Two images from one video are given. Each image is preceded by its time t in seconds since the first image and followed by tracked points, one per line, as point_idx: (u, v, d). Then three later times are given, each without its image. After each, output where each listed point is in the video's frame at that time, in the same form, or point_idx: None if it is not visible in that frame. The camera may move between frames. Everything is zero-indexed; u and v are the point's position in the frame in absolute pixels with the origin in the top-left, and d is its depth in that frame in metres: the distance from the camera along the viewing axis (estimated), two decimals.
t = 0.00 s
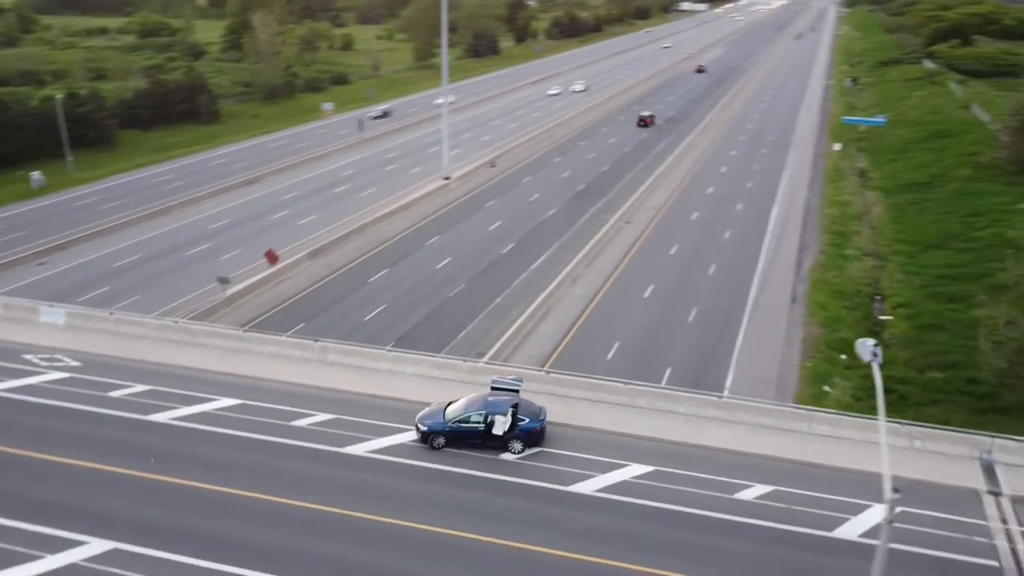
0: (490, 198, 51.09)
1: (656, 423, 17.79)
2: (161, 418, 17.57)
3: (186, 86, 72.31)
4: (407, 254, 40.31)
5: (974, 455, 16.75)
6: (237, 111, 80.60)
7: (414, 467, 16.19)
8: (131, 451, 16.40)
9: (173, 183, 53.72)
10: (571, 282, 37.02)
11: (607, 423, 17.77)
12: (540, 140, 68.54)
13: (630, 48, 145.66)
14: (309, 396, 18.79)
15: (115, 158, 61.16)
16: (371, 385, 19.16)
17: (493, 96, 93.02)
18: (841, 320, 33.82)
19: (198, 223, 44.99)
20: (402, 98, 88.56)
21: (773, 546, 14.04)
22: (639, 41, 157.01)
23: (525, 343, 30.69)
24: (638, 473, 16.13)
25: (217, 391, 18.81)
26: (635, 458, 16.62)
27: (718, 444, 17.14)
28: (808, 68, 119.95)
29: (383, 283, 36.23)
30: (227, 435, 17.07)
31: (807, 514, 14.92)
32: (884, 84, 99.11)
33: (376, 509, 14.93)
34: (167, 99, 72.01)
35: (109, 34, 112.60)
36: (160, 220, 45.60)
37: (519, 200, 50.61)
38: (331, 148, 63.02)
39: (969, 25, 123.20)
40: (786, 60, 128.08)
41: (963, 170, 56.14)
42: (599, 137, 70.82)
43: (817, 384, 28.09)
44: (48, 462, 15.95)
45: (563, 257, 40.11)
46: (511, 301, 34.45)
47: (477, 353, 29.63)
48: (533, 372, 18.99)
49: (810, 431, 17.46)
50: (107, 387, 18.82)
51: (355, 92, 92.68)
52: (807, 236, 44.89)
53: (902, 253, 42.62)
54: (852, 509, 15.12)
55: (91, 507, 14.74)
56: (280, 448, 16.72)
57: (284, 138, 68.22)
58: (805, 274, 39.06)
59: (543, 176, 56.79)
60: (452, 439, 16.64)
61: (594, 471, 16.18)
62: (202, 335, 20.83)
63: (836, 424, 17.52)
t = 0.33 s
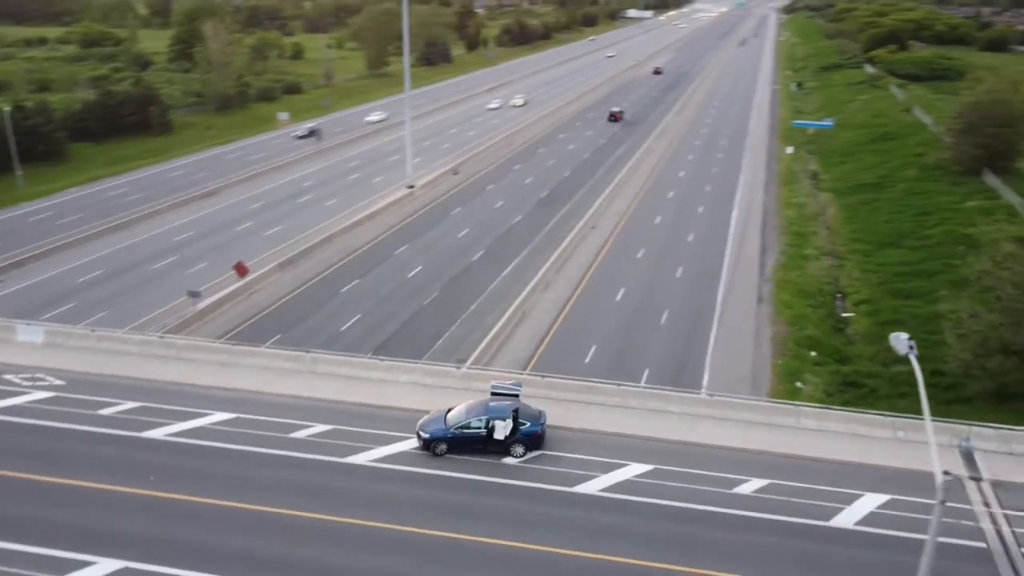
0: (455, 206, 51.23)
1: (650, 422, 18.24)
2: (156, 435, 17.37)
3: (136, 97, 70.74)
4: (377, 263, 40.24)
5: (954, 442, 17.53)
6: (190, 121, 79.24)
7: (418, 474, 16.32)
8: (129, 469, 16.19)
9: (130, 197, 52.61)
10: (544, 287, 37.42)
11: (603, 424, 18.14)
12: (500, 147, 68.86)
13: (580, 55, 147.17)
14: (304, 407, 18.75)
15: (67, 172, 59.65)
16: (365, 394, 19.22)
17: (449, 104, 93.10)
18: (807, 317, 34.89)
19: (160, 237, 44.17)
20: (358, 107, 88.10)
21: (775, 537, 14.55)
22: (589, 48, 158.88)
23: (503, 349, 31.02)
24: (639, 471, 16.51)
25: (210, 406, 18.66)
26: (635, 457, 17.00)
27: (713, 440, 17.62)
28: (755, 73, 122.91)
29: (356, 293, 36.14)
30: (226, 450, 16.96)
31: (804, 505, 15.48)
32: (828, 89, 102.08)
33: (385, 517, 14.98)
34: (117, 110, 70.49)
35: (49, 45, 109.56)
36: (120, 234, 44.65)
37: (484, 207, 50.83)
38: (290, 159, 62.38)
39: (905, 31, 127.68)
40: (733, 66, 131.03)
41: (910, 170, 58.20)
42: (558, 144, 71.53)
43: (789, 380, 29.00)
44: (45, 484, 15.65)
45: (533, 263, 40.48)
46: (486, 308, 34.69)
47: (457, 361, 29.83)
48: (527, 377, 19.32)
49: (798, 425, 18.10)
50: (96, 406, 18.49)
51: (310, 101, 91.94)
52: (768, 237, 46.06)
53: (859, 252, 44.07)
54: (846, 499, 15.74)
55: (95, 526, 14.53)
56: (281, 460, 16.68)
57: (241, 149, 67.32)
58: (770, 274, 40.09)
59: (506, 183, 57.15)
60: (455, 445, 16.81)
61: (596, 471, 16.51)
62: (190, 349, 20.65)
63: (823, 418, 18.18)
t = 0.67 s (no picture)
0: (425, 213, 51.24)
1: (645, 423, 18.67)
2: (152, 451, 17.16)
3: (91, 108, 69.23)
4: (351, 273, 40.09)
5: (936, 433, 18.26)
6: (146, 132, 77.83)
7: (421, 481, 16.41)
8: (128, 486, 15.95)
9: (90, 209, 51.51)
10: (520, 293, 37.69)
11: (599, 426, 18.50)
12: (464, 154, 69.05)
13: (537, 62, 148.22)
14: (300, 418, 18.72)
15: (21, 185, 58.10)
16: (360, 404, 19.27)
17: (410, 112, 93.00)
18: (777, 317, 35.79)
19: (126, 250, 43.36)
20: (318, 115, 87.45)
21: (776, 531, 14.97)
22: (545, 55, 160.12)
23: (484, 354, 31.22)
24: (638, 472, 16.83)
25: (204, 420, 18.49)
26: (633, 459, 17.33)
27: (707, 439, 18.08)
28: (709, 78, 125.21)
29: (332, 303, 35.96)
30: (225, 463, 16.82)
31: (801, 499, 15.96)
32: (781, 94, 104.52)
33: (392, 525, 15.01)
34: (72, 121, 68.94)
35: None
36: (83, 248, 43.69)
37: (453, 215, 50.95)
38: (253, 169, 61.71)
39: (851, 36, 131.37)
40: (688, 71, 133.26)
41: (866, 172, 59.92)
42: (522, 150, 72.00)
43: (765, 379, 29.76)
44: (41, 504, 15.34)
45: (507, 269, 40.74)
46: (464, 315, 34.81)
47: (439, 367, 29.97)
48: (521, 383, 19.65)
49: (787, 422, 18.73)
50: (86, 424, 18.18)
51: (268, 110, 91.01)
52: (734, 239, 47.02)
53: (822, 253, 45.28)
54: (840, 492, 16.27)
55: (97, 544, 14.28)
56: (282, 472, 16.58)
57: (202, 160, 66.38)
58: (738, 276, 40.94)
59: (473, 190, 57.38)
60: (456, 451, 16.93)
61: (597, 473, 16.79)
62: (178, 364, 20.53)
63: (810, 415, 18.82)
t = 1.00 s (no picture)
0: (398, 221, 51.14)
1: (641, 426, 18.98)
2: (149, 467, 16.93)
3: (49, 117, 67.66)
4: (327, 282, 39.84)
5: (920, 429, 18.88)
6: (106, 142, 76.34)
7: (424, 489, 16.44)
8: (126, 503, 15.72)
9: (55, 222, 50.45)
10: (499, 299, 37.85)
11: (597, 429, 18.76)
12: (433, 160, 69.03)
13: (499, 69, 148.77)
14: (297, 429, 18.66)
15: None
16: (356, 414, 19.26)
17: (375, 120, 92.58)
18: (752, 318, 36.48)
19: (94, 262, 42.55)
20: (282, 124, 86.69)
21: (777, 528, 15.33)
22: (506, 61, 160.76)
23: (466, 361, 31.32)
24: (639, 474, 17.08)
25: (200, 434, 18.30)
26: (632, 461, 17.59)
27: (704, 439, 18.44)
28: (670, 83, 126.87)
29: (310, 313, 35.72)
30: (224, 477, 16.66)
31: (798, 496, 16.35)
32: (740, 99, 106.30)
33: (400, 535, 14.99)
34: (30, 132, 67.39)
35: None
36: (50, 261, 42.76)
37: (426, 223, 50.89)
38: (220, 178, 60.92)
39: (805, 42, 134.14)
40: (648, 76, 134.89)
41: (829, 175, 61.28)
42: (491, 157, 72.23)
43: (745, 379, 30.38)
44: (35, 524, 15.03)
45: (485, 276, 40.87)
46: (444, 322, 34.84)
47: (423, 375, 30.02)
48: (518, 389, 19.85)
49: (778, 420, 19.20)
50: (78, 441, 17.89)
51: (231, 119, 89.97)
52: (705, 242, 47.75)
53: (792, 254, 46.22)
54: (835, 488, 16.72)
55: (100, 562, 14.04)
56: (284, 485, 16.47)
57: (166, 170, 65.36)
58: (712, 278, 41.61)
59: (444, 197, 57.42)
60: (458, 458, 17.01)
61: (599, 476, 16.99)
62: (169, 377, 20.34)
63: (801, 413, 19.30)
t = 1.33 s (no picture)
0: (376, 228, 50.95)
1: (637, 429, 19.20)
2: (146, 481, 16.74)
3: (13, 127, 66.26)
4: (308, 291, 39.53)
5: (909, 427, 19.33)
6: (72, 151, 74.98)
7: (427, 497, 16.44)
8: (126, 518, 15.49)
9: (23, 233, 49.45)
10: (481, 306, 37.78)
11: (595, 433, 18.92)
12: (408, 166, 68.86)
13: (467, 75, 148.90)
14: (294, 440, 18.56)
15: None
16: (353, 423, 19.21)
17: (346, 127, 92.09)
18: (732, 321, 36.94)
19: (67, 274, 41.79)
20: (252, 131, 85.85)
21: (779, 526, 15.59)
22: (475, 67, 160.98)
23: (452, 369, 31.35)
24: (638, 477, 17.26)
25: (195, 446, 18.12)
26: (631, 464, 17.76)
27: (701, 441, 18.67)
28: (638, 87, 128.00)
29: (292, 322, 35.41)
30: (224, 490, 16.50)
31: (796, 495, 16.64)
32: (708, 104, 107.62)
33: (407, 543, 14.96)
34: None
35: None
36: (20, 273, 41.91)
37: (404, 229, 50.77)
38: (192, 187, 60.15)
39: (770, 47, 136.21)
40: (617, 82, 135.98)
41: (799, 178, 62.30)
42: (465, 163, 72.28)
43: (729, 380, 30.79)
44: (30, 542, 14.74)
45: (466, 282, 40.89)
46: (428, 329, 34.79)
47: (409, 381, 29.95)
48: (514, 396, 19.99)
49: (771, 421, 19.54)
50: (70, 457, 17.63)
51: (200, 127, 88.97)
52: (682, 246, 48.21)
53: (767, 257, 46.88)
54: (830, 487, 17.04)
55: None
56: (285, 495, 16.37)
57: (136, 179, 64.43)
58: (690, 282, 42.06)
59: (421, 204, 57.34)
60: (459, 466, 17.04)
61: (599, 480, 17.14)
62: (160, 391, 20.11)
63: (793, 414, 19.64)
